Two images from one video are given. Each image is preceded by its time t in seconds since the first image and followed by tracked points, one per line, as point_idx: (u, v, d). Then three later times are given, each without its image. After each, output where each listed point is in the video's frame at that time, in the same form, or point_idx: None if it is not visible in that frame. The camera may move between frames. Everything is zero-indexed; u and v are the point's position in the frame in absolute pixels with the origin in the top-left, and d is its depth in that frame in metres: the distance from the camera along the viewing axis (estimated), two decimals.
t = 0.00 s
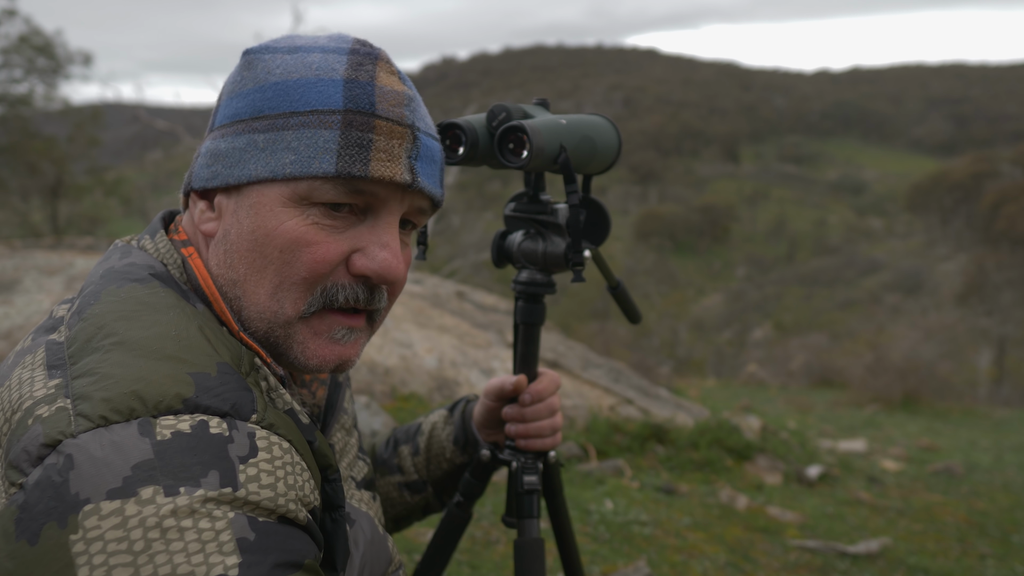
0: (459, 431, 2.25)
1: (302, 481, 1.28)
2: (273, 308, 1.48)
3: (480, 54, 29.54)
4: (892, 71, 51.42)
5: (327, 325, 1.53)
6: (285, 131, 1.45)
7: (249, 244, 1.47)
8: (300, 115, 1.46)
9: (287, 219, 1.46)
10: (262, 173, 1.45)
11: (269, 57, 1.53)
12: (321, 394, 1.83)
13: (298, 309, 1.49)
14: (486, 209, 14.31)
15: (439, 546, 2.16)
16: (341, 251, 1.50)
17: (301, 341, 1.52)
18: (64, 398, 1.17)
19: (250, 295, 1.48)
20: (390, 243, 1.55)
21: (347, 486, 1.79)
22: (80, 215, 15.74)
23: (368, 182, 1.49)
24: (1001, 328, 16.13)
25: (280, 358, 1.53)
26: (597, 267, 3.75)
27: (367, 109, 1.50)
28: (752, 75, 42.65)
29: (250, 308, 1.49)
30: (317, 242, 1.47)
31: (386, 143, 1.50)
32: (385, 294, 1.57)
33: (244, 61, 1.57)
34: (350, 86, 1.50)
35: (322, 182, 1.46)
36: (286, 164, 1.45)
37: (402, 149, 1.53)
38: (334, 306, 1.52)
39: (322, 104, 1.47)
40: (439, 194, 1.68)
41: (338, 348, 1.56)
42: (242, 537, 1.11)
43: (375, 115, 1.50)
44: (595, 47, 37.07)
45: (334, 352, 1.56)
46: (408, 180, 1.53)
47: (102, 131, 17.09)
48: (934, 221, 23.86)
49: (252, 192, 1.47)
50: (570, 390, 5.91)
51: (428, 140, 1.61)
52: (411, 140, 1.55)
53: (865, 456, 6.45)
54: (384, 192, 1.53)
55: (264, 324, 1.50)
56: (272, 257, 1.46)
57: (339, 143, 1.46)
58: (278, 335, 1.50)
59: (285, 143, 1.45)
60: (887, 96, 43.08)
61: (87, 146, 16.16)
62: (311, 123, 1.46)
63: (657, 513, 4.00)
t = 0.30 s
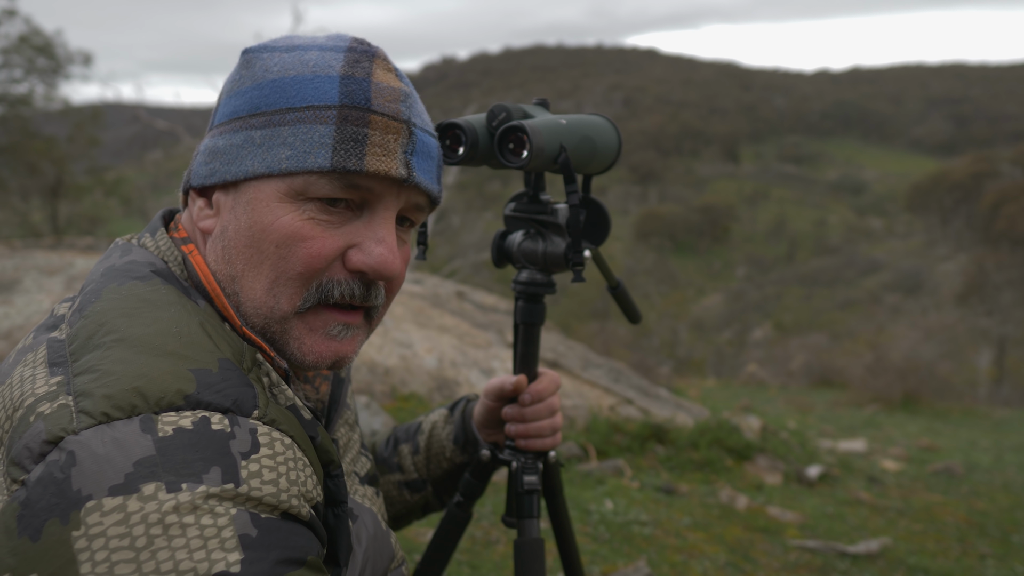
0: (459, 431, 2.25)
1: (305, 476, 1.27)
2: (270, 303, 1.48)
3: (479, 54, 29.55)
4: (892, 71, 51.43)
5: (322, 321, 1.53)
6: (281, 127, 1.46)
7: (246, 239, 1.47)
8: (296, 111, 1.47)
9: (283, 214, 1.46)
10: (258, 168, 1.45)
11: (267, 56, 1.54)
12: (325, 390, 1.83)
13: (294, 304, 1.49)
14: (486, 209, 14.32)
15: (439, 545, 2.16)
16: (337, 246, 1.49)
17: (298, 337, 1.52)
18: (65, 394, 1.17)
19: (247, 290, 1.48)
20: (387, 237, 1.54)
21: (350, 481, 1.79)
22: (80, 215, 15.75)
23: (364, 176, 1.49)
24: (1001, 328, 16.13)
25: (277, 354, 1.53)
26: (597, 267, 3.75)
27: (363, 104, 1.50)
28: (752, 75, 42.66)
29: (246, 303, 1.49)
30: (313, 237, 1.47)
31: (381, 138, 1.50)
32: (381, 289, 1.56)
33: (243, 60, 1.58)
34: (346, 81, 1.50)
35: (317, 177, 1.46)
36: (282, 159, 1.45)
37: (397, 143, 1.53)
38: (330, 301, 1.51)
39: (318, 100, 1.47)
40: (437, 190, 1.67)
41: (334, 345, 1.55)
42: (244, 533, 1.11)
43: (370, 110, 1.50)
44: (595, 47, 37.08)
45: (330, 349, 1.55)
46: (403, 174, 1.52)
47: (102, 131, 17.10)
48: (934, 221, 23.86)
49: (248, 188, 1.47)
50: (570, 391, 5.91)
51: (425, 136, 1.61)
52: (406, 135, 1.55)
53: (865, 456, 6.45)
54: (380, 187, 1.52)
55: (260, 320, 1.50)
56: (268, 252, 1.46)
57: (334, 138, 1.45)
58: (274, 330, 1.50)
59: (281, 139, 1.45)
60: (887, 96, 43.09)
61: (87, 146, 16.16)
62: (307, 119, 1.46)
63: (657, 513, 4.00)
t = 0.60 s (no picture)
0: (459, 431, 2.25)
1: (304, 477, 1.27)
2: (265, 301, 1.48)
3: (479, 54, 29.55)
4: (892, 71, 51.45)
5: (319, 319, 1.53)
6: (277, 125, 1.46)
7: (242, 236, 1.47)
8: (292, 108, 1.47)
9: (278, 210, 1.46)
10: (255, 166, 1.46)
11: (265, 55, 1.55)
12: (324, 390, 1.83)
13: (289, 302, 1.49)
14: (486, 209, 14.32)
15: (439, 545, 2.16)
16: (333, 243, 1.49)
17: (294, 334, 1.51)
18: (64, 395, 1.17)
19: (243, 287, 1.48)
20: (382, 235, 1.53)
21: (349, 482, 1.79)
22: (80, 215, 15.75)
23: (359, 173, 1.49)
24: (1001, 328, 16.13)
25: (274, 352, 1.53)
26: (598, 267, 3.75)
27: (359, 101, 1.50)
28: (752, 74, 42.67)
29: (243, 300, 1.49)
30: (309, 233, 1.46)
31: (376, 135, 1.50)
32: (378, 287, 1.56)
33: (241, 60, 1.58)
34: (342, 79, 1.50)
35: (313, 173, 1.45)
36: (278, 157, 1.45)
37: (393, 140, 1.52)
38: (326, 299, 1.51)
39: (314, 97, 1.48)
40: (434, 188, 1.67)
41: (330, 343, 1.55)
42: (243, 533, 1.11)
43: (366, 107, 1.50)
44: (595, 47, 37.07)
45: (326, 347, 1.55)
46: (398, 171, 1.52)
47: (102, 131, 17.10)
48: (934, 221, 23.86)
49: (244, 185, 1.48)
50: (570, 391, 5.91)
51: (421, 134, 1.61)
52: (402, 132, 1.54)
53: (865, 456, 6.45)
54: (375, 183, 1.52)
55: (256, 317, 1.49)
56: (264, 249, 1.46)
57: (329, 134, 1.45)
58: (270, 328, 1.50)
59: (277, 136, 1.46)
60: (887, 95, 43.10)
61: (87, 146, 16.16)
62: (302, 116, 1.46)
63: (657, 513, 4.00)
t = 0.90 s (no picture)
0: (459, 432, 2.25)
1: (304, 476, 1.28)
2: (265, 299, 1.48)
3: (479, 53, 29.57)
4: (892, 71, 51.45)
5: (319, 318, 1.52)
6: (276, 123, 1.46)
7: (242, 235, 1.47)
8: (291, 106, 1.47)
9: (277, 209, 1.46)
10: (254, 164, 1.46)
11: (263, 55, 1.55)
12: (325, 389, 1.83)
13: (289, 300, 1.48)
14: (486, 209, 14.32)
15: (438, 546, 2.16)
16: (332, 241, 1.48)
17: (294, 333, 1.51)
18: (65, 395, 1.17)
19: (243, 286, 1.48)
20: (381, 232, 1.53)
21: (350, 481, 1.79)
22: (80, 215, 15.75)
23: (357, 170, 1.49)
24: (1001, 328, 16.14)
25: (274, 352, 1.52)
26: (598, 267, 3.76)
27: (357, 99, 1.51)
28: (752, 75, 42.69)
29: (243, 299, 1.49)
30: (308, 232, 1.46)
31: (375, 132, 1.50)
32: (377, 285, 1.55)
33: (240, 60, 1.59)
34: (340, 77, 1.51)
35: (312, 171, 1.46)
36: (277, 155, 1.45)
37: (391, 137, 1.52)
38: (325, 297, 1.50)
39: (312, 95, 1.49)
40: (433, 185, 1.67)
41: (330, 342, 1.54)
42: (243, 534, 1.11)
43: (364, 105, 1.51)
44: (595, 47, 37.07)
45: (325, 346, 1.54)
46: (396, 168, 1.52)
47: (102, 131, 17.10)
48: (934, 221, 23.86)
49: (244, 184, 1.48)
50: (570, 390, 5.91)
51: (419, 131, 1.61)
52: (400, 130, 1.54)
53: (865, 456, 6.45)
54: (373, 181, 1.52)
55: (256, 315, 1.49)
56: (263, 248, 1.46)
57: (328, 132, 1.46)
58: (270, 327, 1.49)
59: (276, 134, 1.46)
60: (887, 96, 43.12)
61: (87, 146, 16.16)
62: (301, 114, 1.47)
63: (657, 513, 4.00)
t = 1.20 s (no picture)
0: (459, 431, 2.25)
1: (302, 476, 1.27)
2: (253, 292, 1.48)
3: (480, 53, 29.59)
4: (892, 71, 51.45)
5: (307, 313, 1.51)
6: (262, 116, 1.48)
7: (230, 229, 1.48)
8: (277, 99, 1.48)
9: (263, 200, 1.46)
10: (241, 157, 1.47)
11: (256, 52, 1.56)
12: (324, 389, 1.83)
13: (277, 294, 1.48)
14: (486, 209, 14.32)
15: (439, 546, 2.16)
16: (318, 232, 1.48)
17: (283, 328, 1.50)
18: (64, 396, 1.17)
19: (232, 281, 1.48)
20: (368, 223, 1.52)
21: (349, 481, 1.79)
22: (80, 215, 15.72)
23: (342, 159, 1.48)
24: (1001, 328, 16.14)
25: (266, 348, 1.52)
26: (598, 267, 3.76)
27: (342, 90, 1.50)
28: (751, 75, 42.71)
29: (232, 293, 1.49)
30: (293, 223, 1.46)
31: (360, 122, 1.49)
32: (367, 278, 1.54)
33: (234, 60, 1.61)
34: (327, 69, 1.51)
35: (297, 161, 1.46)
36: (263, 147, 1.46)
37: (376, 126, 1.51)
38: (313, 290, 1.49)
39: (299, 87, 1.49)
40: (424, 176, 1.66)
41: (319, 338, 1.53)
42: (242, 533, 1.11)
43: (349, 95, 1.50)
44: (595, 47, 37.09)
45: (315, 343, 1.52)
46: (382, 157, 1.51)
47: (102, 131, 17.10)
48: (934, 221, 23.86)
49: (233, 178, 1.49)
50: (570, 390, 5.91)
51: (408, 122, 1.59)
52: (386, 119, 1.53)
53: (865, 456, 6.45)
54: (359, 171, 1.51)
55: (245, 310, 1.49)
56: (250, 240, 1.46)
57: (312, 122, 1.46)
58: (258, 321, 1.49)
59: (263, 127, 1.47)
60: (887, 96, 43.12)
61: (87, 146, 16.15)
62: (287, 106, 1.47)
63: (657, 513, 4.00)
